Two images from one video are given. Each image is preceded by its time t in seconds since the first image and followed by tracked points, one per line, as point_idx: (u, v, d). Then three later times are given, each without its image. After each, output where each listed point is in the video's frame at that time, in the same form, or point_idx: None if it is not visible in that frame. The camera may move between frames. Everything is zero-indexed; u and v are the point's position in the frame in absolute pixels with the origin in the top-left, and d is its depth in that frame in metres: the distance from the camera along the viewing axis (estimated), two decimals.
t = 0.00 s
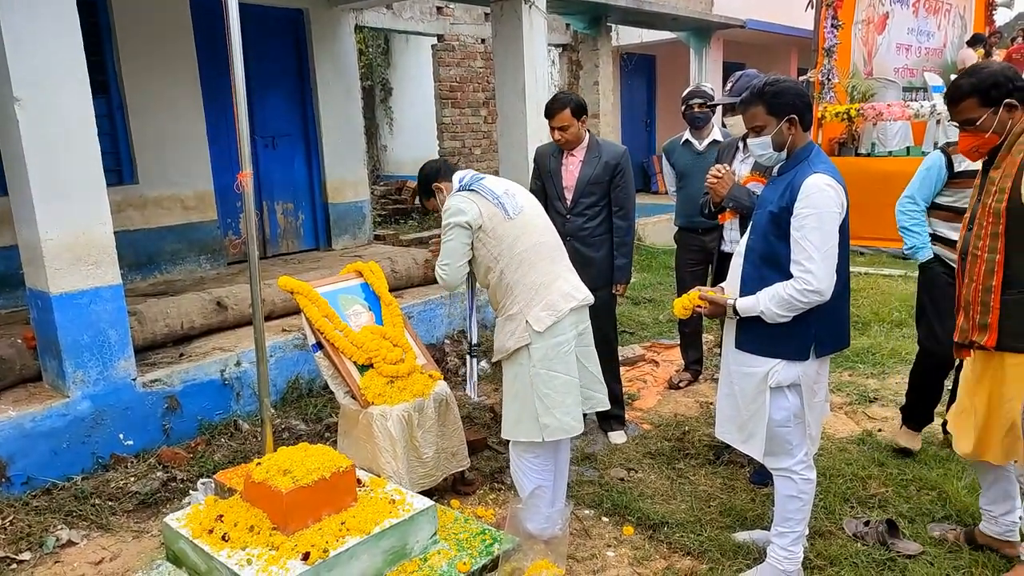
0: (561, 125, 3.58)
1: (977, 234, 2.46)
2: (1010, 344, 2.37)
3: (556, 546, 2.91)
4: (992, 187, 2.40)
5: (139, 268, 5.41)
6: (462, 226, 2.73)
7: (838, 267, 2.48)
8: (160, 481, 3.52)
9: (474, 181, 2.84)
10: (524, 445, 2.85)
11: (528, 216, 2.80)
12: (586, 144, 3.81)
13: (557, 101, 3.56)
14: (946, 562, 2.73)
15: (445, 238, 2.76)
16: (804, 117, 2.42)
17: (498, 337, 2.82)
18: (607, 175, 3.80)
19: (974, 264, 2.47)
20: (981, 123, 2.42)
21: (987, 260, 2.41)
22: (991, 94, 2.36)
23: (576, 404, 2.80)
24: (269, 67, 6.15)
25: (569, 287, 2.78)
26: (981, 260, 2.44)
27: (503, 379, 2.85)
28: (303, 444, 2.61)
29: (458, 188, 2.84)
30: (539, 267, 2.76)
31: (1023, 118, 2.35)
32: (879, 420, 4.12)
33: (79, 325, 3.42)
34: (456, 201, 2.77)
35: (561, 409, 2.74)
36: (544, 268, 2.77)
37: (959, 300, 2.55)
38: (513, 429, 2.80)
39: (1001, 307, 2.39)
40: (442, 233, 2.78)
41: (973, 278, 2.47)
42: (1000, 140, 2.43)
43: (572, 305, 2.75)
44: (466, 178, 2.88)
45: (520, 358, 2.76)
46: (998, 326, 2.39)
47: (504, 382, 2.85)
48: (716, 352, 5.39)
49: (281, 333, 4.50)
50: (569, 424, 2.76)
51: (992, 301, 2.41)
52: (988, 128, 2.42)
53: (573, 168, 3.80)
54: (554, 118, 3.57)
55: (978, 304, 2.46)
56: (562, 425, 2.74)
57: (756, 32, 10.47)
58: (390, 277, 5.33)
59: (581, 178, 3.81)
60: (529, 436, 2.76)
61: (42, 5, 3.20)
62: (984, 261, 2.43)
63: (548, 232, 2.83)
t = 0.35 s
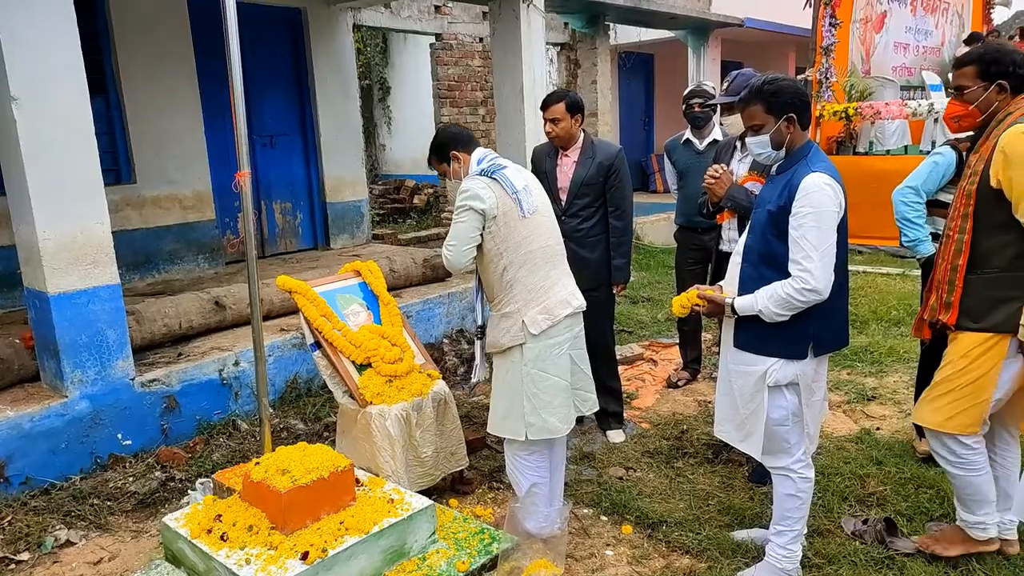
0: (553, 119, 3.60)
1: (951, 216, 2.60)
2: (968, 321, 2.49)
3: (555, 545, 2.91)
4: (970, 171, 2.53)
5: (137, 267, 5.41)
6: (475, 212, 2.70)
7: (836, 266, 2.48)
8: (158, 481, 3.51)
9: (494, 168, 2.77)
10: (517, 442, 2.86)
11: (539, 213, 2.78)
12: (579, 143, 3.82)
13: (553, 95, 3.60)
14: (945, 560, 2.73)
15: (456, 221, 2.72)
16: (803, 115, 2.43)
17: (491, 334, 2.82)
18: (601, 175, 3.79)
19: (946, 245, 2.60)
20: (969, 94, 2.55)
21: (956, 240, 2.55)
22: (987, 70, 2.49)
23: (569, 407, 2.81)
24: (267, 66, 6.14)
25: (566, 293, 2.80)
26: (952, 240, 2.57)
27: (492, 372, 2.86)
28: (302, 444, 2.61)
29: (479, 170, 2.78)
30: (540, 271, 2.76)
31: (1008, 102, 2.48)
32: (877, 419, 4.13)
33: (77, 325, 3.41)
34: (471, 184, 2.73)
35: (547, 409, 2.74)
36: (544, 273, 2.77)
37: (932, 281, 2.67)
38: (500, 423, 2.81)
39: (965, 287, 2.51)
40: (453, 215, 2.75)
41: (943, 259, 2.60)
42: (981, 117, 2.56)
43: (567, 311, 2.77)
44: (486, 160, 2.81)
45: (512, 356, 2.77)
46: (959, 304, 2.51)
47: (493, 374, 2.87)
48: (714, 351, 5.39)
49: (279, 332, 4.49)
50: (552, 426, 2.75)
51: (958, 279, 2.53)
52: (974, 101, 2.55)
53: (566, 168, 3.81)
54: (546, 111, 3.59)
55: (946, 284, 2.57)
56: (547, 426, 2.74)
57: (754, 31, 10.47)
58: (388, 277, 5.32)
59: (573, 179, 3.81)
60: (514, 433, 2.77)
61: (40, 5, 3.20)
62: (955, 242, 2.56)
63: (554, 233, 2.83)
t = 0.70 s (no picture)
0: (546, 117, 3.62)
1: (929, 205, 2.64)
2: (932, 309, 2.55)
3: (552, 545, 2.91)
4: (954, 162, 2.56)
5: (134, 269, 5.40)
6: (499, 208, 2.65)
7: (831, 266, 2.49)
8: (155, 483, 3.51)
9: (522, 166, 2.73)
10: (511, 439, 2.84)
11: (554, 217, 2.82)
12: (571, 143, 3.84)
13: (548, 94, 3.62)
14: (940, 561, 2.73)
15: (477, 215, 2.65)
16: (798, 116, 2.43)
17: (491, 333, 2.81)
18: (594, 174, 3.81)
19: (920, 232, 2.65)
20: (975, 86, 2.52)
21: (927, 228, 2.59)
22: (998, 65, 2.46)
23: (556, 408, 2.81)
24: (264, 67, 6.14)
25: (568, 298, 2.85)
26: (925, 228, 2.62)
27: (484, 367, 2.84)
28: (299, 446, 2.61)
29: (508, 166, 2.73)
30: (548, 275, 2.79)
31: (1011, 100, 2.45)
32: (874, 419, 4.13)
33: (74, 326, 3.41)
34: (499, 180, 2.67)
35: (543, 409, 2.76)
36: (552, 277, 2.80)
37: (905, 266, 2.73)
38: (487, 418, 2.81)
39: (929, 274, 2.57)
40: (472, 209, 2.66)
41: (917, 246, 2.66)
42: (981, 111, 2.54)
43: (570, 316, 2.82)
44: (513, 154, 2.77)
45: (513, 355, 2.76)
46: (921, 289, 2.58)
47: (485, 370, 2.84)
48: (712, 352, 5.39)
49: (277, 334, 4.49)
50: (546, 425, 2.77)
51: (923, 266, 2.58)
52: (978, 94, 2.53)
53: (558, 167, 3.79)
54: (539, 108, 3.62)
55: (913, 268, 2.63)
56: (541, 424, 2.76)
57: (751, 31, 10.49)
58: (386, 278, 5.32)
59: (565, 179, 3.82)
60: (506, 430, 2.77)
61: (36, 7, 3.20)
62: (927, 230, 2.61)
63: (559, 238, 2.87)
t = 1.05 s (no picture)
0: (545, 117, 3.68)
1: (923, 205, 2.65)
2: (919, 308, 2.57)
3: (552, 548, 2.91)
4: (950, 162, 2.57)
5: (133, 272, 5.40)
6: (526, 212, 2.63)
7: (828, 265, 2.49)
8: (155, 486, 3.50)
9: (542, 170, 2.73)
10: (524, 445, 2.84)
11: (561, 224, 2.86)
12: (568, 144, 3.84)
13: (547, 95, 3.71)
14: (939, 562, 2.72)
15: (505, 217, 2.60)
16: (785, 119, 2.43)
17: (500, 335, 2.77)
18: (592, 174, 3.82)
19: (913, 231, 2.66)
20: (972, 87, 2.52)
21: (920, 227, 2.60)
22: (999, 67, 2.44)
23: (568, 409, 2.82)
24: (263, 69, 6.14)
25: (569, 302, 2.87)
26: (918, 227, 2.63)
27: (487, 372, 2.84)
28: (299, 449, 2.60)
29: (533, 170, 2.69)
30: (551, 280, 2.81)
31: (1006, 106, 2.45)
32: (874, 420, 4.13)
33: (72, 329, 3.40)
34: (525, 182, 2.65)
35: (559, 413, 2.79)
36: (554, 282, 2.83)
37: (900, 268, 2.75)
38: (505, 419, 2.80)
39: (917, 275, 2.58)
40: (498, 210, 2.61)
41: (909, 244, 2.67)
42: (977, 111, 2.54)
43: (574, 319, 2.85)
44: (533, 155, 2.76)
45: (526, 357, 2.75)
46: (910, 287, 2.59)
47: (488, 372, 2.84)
48: (712, 353, 5.39)
49: (276, 336, 4.49)
50: (562, 428, 2.79)
51: (912, 265, 2.59)
52: (976, 94, 2.52)
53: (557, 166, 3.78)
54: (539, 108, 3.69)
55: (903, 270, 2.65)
56: (558, 429, 2.78)
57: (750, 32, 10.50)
58: (385, 280, 5.32)
59: (564, 178, 3.81)
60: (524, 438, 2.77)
61: (34, 10, 3.19)
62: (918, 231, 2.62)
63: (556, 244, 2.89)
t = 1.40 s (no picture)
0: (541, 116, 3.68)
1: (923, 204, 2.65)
2: (916, 307, 2.57)
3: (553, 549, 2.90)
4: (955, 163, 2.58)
5: (135, 274, 5.40)
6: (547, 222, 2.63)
7: (822, 260, 2.48)
8: (156, 488, 3.50)
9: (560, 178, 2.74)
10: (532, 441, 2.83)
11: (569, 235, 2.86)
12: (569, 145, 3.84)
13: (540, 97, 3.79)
14: (943, 563, 2.71)
15: (524, 219, 2.58)
16: (766, 122, 2.47)
17: (495, 331, 2.79)
18: (594, 175, 3.81)
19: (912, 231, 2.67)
20: (982, 89, 2.51)
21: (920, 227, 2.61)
22: (1010, 70, 2.44)
23: (564, 409, 2.82)
24: (265, 71, 6.15)
25: (568, 305, 2.86)
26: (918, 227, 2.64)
27: (487, 370, 2.85)
28: (300, 450, 2.60)
29: (549, 179, 2.68)
30: (554, 285, 2.80)
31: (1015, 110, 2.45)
32: (876, 422, 4.13)
33: (74, 331, 3.40)
34: (546, 189, 2.65)
35: (558, 414, 2.79)
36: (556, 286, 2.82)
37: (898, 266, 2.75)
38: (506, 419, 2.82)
39: (916, 274, 2.58)
40: (519, 212, 2.58)
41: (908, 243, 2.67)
42: (985, 113, 2.54)
43: (571, 323, 2.85)
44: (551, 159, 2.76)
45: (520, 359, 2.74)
46: (910, 287, 2.59)
47: (488, 370, 2.85)
48: (713, 355, 5.39)
49: (278, 338, 4.49)
50: (560, 428, 2.79)
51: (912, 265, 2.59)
52: (984, 96, 2.52)
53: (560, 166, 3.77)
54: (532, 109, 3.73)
55: (902, 269, 2.65)
56: (555, 430, 2.78)
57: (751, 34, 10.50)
58: (387, 282, 5.33)
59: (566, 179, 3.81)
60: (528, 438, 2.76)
61: (37, 12, 3.20)
62: (919, 231, 2.62)
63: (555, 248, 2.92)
